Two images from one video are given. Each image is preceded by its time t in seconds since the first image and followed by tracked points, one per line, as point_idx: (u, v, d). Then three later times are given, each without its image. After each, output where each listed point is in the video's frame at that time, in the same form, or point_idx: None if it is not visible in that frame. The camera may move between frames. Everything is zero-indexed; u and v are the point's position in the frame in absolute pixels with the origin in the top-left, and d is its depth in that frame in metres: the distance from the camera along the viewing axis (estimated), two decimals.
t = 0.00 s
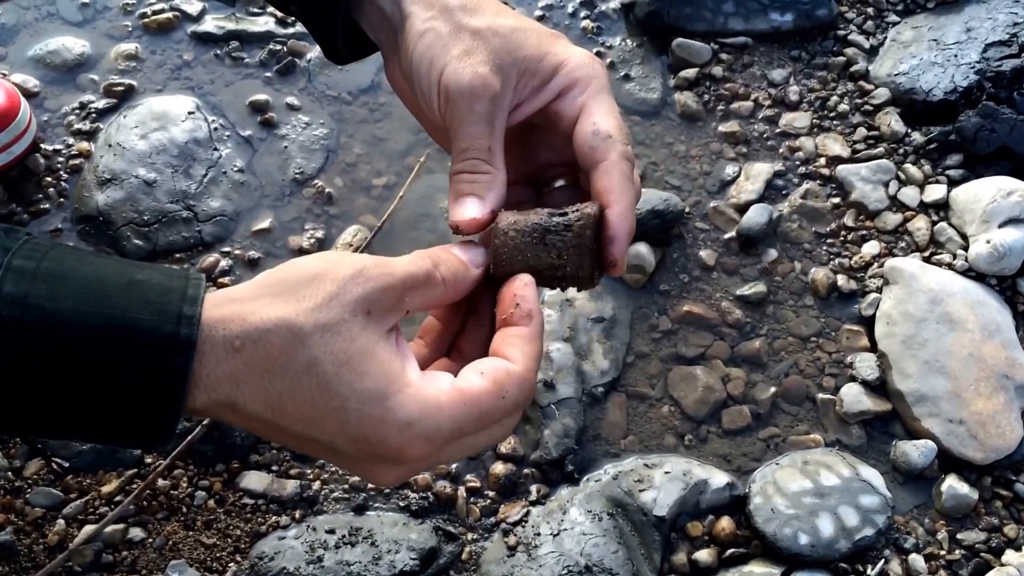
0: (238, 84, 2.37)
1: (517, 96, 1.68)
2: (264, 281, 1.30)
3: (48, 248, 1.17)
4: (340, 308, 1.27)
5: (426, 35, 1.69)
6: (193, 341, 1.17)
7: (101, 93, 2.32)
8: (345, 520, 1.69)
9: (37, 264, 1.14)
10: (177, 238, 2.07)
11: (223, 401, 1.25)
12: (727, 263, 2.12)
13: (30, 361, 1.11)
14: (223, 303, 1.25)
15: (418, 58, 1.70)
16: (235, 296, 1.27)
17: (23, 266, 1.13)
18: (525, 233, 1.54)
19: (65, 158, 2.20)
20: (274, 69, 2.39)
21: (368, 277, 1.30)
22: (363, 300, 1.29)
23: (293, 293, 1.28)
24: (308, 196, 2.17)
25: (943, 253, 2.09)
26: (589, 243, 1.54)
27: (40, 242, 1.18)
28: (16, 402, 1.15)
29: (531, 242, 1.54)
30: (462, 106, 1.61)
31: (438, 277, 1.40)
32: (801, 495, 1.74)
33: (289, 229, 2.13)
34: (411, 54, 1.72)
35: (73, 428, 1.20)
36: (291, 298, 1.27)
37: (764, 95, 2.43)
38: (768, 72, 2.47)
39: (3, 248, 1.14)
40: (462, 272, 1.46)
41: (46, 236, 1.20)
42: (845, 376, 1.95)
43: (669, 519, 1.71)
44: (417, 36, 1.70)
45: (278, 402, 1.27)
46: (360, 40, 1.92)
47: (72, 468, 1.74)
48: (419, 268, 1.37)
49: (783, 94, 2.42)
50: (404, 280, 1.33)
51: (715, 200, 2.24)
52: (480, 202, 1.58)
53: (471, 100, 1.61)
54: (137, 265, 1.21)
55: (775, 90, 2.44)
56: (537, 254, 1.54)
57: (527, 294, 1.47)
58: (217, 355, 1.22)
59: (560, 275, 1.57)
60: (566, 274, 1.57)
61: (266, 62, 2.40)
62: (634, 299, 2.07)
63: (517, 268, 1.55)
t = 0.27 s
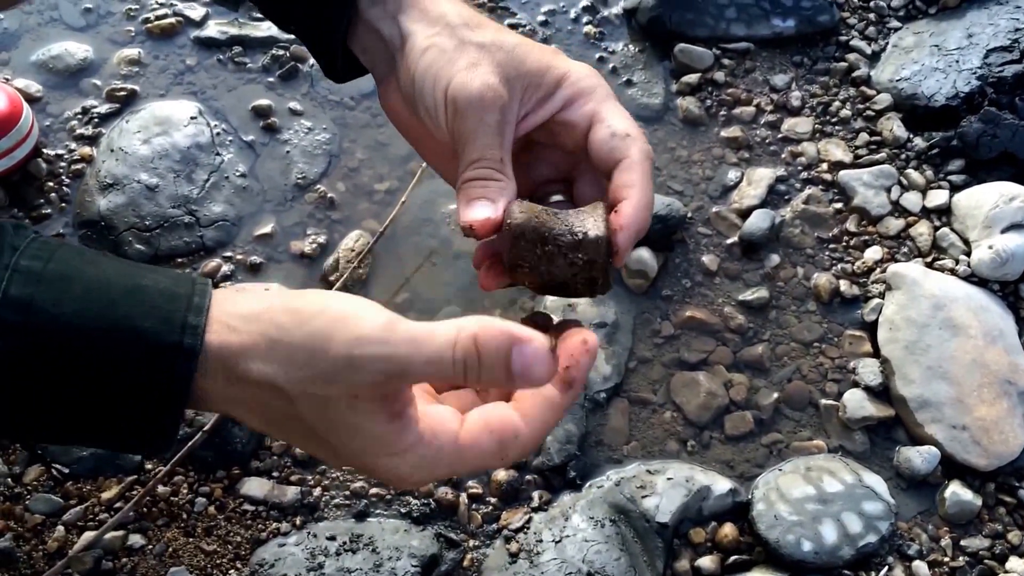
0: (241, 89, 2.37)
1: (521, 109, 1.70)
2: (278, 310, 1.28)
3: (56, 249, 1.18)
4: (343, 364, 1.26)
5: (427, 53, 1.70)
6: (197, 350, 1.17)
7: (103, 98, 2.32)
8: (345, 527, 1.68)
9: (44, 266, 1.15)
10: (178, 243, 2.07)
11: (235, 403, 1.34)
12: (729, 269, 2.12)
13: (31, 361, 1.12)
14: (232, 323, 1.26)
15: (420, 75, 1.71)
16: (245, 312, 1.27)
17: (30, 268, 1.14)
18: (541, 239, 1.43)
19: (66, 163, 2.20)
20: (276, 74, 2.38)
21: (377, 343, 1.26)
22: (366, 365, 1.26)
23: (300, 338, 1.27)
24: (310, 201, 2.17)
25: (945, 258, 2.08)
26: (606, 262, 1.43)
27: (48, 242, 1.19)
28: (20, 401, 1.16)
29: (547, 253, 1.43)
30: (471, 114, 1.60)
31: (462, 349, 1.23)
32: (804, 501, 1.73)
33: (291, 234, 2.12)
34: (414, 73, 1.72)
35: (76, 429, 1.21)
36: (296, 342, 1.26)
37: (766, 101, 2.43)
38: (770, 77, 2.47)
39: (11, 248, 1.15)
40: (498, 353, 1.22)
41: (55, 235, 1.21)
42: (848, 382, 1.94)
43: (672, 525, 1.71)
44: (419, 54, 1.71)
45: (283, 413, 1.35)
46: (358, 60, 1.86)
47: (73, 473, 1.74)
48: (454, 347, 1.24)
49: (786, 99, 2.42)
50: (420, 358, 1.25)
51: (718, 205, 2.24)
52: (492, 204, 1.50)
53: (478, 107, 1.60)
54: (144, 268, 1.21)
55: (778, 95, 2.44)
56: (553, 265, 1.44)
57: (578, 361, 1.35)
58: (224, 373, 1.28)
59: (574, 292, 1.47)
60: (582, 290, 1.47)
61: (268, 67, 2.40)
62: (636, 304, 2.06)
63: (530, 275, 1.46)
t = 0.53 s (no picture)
0: (244, 96, 2.37)
1: (448, 174, 1.62)
2: (264, 356, 1.25)
3: (74, 248, 1.18)
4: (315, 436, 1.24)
5: (349, 115, 1.64)
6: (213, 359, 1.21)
7: (105, 105, 2.33)
8: (346, 535, 1.67)
9: (64, 267, 1.15)
10: (180, 249, 2.07)
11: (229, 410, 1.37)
12: (732, 275, 2.11)
13: (29, 370, 1.12)
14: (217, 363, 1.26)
15: (342, 138, 1.67)
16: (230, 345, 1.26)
17: (51, 269, 1.14)
18: (437, 316, 1.40)
19: (69, 169, 2.20)
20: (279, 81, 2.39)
21: (348, 427, 1.20)
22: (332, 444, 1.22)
23: (280, 395, 1.25)
24: (312, 207, 2.17)
25: (948, 265, 2.07)
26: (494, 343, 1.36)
27: (67, 238, 1.19)
28: (25, 402, 1.16)
29: (434, 338, 1.38)
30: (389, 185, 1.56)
31: (428, 463, 1.15)
32: (807, 509, 1.72)
33: (293, 241, 2.12)
34: (337, 131, 1.68)
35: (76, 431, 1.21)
36: (278, 396, 1.25)
37: (768, 107, 2.43)
38: (772, 84, 2.47)
39: (31, 246, 1.14)
40: (457, 459, 1.15)
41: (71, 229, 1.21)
42: (851, 390, 1.94)
43: (675, 533, 1.69)
44: (342, 116, 1.65)
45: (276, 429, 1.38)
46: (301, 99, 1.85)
47: (73, 481, 1.73)
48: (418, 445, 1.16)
49: (788, 106, 2.42)
50: (381, 447, 1.18)
51: (720, 212, 2.23)
52: (400, 285, 1.52)
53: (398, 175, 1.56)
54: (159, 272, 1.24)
55: (780, 102, 2.43)
56: (440, 349, 1.38)
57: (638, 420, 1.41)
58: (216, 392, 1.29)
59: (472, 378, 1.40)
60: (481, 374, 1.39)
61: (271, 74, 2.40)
62: (638, 311, 2.06)
63: (419, 361, 1.40)
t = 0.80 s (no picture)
0: (246, 103, 2.37)
1: (450, 176, 1.63)
2: (250, 412, 1.29)
3: (60, 285, 1.26)
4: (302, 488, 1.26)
5: (352, 117, 1.67)
6: (194, 405, 1.28)
7: (108, 112, 2.33)
8: (348, 544, 1.65)
9: (47, 307, 1.23)
10: (182, 257, 2.06)
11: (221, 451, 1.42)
12: (734, 283, 2.11)
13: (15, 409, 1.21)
14: (204, 416, 1.30)
15: (348, 138, 1.69)
16: (217, 396, 1.30)
17: (34, 308, 1.21)
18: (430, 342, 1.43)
19: (71, 176, 2.20)
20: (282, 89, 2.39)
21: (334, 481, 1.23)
22: (320, 497, 1.25)
23: (267, 448, 1.28)
24: (315, 215, 2.17)
25: (951, 272, 2.07)
26: (489, 368, 1.40)
27: (53, 272, 1.26)
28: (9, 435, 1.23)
29: (427, 362, 1.41)
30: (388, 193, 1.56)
31: (418, 515, 1.17)
32: (811, 518, 1.71)
33: (296, 248, 2.12)
34: (343, 133, 1.71)
35: (54, 466, 1.28)
36: (266, 450, 1.28)
37: (771, 115, 2.42)
38: (774, 92, 2.47)
39: (17, 283, 1.22)
40: (444, 512, 1.17)
41: (60, 262, 1.29)
42: (854, 398, 1.93)
43: (677, 542, 1.69)
44: (346, 117, 1.69)
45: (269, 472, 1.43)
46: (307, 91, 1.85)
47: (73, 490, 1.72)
48: (401, 496, 1.19)
49: (790, 114, 2.42)
50: (367, 500, 1.21)
51: (723, 219, 2.23)
52: (405, 289, 1.52)
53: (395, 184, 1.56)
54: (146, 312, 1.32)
55: (782, 110, 2.43)
56: (434, 375, 1.41)
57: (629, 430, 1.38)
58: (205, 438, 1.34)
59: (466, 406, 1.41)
60: (472, 403, 1.40)
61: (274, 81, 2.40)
62: (641, 319, 2.05)
63: (411, 387, 1.42)
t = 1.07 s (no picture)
0: (249, 111, 2.38)
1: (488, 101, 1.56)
2: (234, 451, 1.27)
3: (49, 313, 1.29)
4: (282, 534, 1.23)
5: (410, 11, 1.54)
6: (178, 439, 1.29)
7: (111, 120, 2.33)
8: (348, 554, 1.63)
9: (33, 335, 1.26)
10: (184, 265, 2.06)
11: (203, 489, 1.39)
12: (737, 291, 2.10)
13: None
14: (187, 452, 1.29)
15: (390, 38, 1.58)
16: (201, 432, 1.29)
17: (19, 336, 1.24)
18: (431, 381, 1.44)
19: (73, 184, 2.20)
20: (285, 96, 2.39)
21: (314, 529, 1.20)
22: (299, 544, 1.22)
23: (249, 490, 1.26)
24: (317, 222, 2.17)
25: (953, 280, 2.06)
26: (490, 411, 1.40)
27: (43, 299, 1.30)
28: None
29: (427, 401, 1.41)
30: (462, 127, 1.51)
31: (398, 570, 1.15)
32: (814, 527, 1.71)
33: (298, 256, 2.11)
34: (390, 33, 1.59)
35: (42, 498, 1.30)
36: (248, 492, 1.26)
37: (773, 123, 2.42)
38: (776, 99, 2.47)
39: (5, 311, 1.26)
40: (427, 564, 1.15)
41: (53, 290, 1.33)
42: (857, 407, 1.92)
43: (681, 551, 1.68)
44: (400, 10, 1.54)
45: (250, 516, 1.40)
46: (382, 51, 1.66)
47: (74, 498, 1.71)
48: (379, 545, 1.17)
49: (793, 122, 2.41)
50: (346, 551, 1.18)
51: (725, 227, 2.22)
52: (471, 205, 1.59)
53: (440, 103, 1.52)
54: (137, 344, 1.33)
55: (785, 118, 2.43)
56: (434, 413, 1.41)
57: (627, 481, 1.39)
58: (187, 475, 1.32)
59: (461, 449, 1.41)
60: (469, 446, 1.40)
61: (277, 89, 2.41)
62: (643, 327, 2.05)
63: (409, 425, 1.42)
